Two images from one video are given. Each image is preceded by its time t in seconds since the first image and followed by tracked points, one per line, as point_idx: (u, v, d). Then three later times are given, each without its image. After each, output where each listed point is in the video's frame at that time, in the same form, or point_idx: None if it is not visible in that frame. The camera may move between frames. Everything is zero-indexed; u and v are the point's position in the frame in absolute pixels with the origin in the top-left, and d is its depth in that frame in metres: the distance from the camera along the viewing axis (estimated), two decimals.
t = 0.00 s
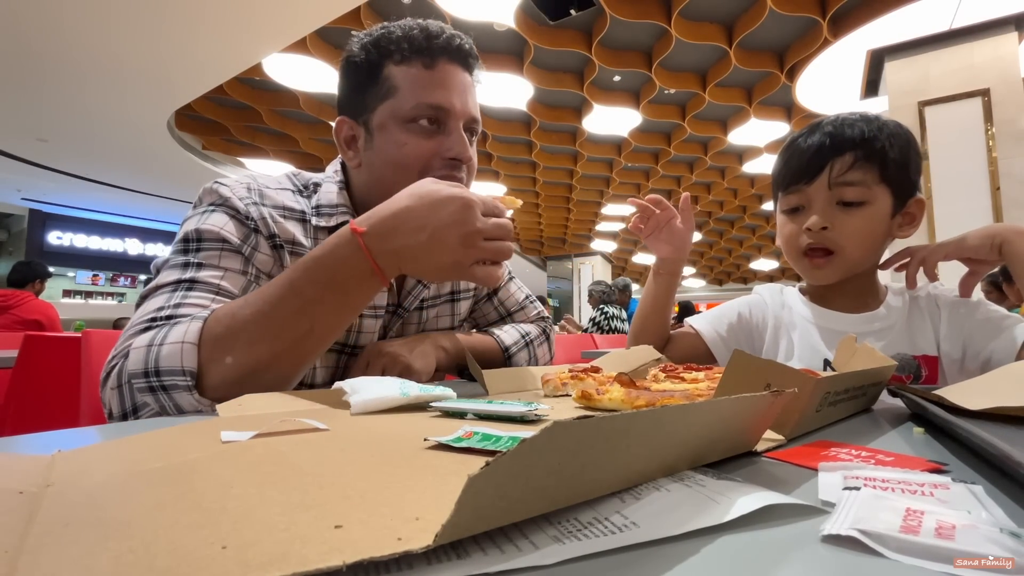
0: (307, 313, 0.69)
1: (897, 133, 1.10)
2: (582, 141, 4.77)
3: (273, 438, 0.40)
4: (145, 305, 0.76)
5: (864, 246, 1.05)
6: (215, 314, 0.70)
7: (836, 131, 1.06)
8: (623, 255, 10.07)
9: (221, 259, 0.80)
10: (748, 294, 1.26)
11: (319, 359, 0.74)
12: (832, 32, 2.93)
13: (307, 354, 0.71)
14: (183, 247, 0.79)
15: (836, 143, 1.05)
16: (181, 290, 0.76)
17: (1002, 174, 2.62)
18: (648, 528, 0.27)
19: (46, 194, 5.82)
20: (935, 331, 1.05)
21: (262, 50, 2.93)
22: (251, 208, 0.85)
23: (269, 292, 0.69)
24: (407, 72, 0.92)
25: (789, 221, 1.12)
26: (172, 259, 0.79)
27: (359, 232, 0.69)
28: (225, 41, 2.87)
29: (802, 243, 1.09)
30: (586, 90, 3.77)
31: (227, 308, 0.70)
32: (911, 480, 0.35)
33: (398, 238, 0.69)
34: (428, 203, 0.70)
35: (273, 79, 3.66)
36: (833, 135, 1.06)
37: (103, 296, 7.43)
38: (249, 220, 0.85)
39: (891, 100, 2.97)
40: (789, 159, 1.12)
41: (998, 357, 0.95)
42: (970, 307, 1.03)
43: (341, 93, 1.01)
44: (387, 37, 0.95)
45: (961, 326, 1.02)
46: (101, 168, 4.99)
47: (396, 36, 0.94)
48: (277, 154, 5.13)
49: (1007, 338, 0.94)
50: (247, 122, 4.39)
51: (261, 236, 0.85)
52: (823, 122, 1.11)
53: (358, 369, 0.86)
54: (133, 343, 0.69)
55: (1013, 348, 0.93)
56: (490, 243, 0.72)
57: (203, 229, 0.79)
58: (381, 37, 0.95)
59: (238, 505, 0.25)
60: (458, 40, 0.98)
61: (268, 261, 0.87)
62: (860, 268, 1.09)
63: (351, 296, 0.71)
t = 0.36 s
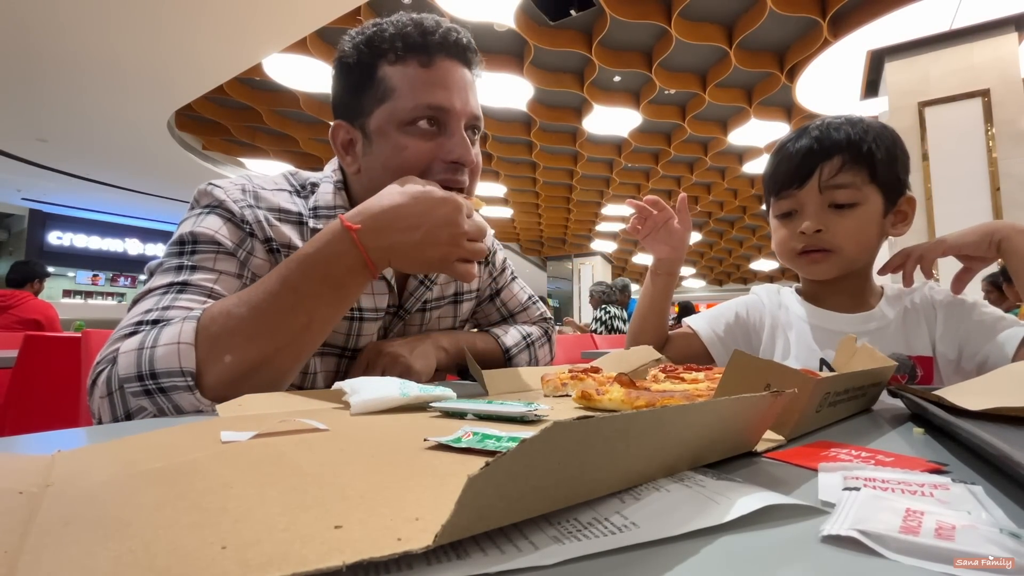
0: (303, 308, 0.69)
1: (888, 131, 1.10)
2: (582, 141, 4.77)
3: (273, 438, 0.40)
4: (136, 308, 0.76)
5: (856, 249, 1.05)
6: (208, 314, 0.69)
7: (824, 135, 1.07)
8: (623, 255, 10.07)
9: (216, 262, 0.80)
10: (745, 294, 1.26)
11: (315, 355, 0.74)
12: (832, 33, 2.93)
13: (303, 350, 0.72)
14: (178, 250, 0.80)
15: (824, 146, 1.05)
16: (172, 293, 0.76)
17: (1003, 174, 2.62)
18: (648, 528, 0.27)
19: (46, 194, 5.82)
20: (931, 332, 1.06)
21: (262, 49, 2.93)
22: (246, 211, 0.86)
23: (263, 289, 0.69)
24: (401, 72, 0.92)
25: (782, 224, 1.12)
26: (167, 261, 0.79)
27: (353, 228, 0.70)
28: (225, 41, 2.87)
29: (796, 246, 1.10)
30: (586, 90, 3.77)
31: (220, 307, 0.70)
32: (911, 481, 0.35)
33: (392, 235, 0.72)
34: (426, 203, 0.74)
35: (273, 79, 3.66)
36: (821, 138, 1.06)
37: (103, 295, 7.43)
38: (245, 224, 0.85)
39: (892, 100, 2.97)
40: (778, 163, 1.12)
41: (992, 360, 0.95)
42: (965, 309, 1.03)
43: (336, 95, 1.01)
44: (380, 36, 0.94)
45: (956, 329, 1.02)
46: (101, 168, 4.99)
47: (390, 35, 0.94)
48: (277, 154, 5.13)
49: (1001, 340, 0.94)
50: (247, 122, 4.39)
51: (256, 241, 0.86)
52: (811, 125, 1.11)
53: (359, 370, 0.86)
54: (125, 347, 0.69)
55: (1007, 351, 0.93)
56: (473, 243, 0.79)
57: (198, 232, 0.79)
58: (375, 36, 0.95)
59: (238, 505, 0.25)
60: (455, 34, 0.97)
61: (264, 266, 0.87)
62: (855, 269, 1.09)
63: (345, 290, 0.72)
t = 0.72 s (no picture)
0: (305, 313, 0.69)
1: (887, 135, 1.10)
2: (582, 142, 4.77)
3: (273, 438, 0.40)
4: (136, 306, 0.76)
5: (851, 252, 1.06)
6: (209, 314, 0.69)
7: (819, 136, 1.07)
8: (623, 255, 10.08)
9: (217, 260, 0.80)
10: (744, 295, 1.27)
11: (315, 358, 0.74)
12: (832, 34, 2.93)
13: (303, 354, 0.72)
14: (179, 248, 0.80)
15: (819, 148, 1.05)
16: (172, 290, 0.76)
17: (1003, 175, 2.62)
18: (648, 529, 0.27)
19: (45, 194, 5.82)
20: (929, 332, 1.06)
21: (262, 49, 2.93)
22: (246, 211, 0.86)
23: (265, 292, 0.69)
24: (397, 78, 0.91)
25: (779, 226, 1.12)
26: (168, 258, 0.79)
27: (360, 237, 0.71)
28: (225, 42, 2.86)
29: (793, 247, 1.10)
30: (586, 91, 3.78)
31: (221, 308, 0.70)
32: (911, 481, 0.35)
33: (400, 246, 0.72)
34: (435, 220, 0.75)
35: (273, 80, 3.66)
36: (817, 140, 1.06)
37: (103, 296, 7.42)
38: (245, 223, 0.85)
39: (892, 101, 2.97)
40: (774, 163, 1.12)
41: (991, 361, 0.95)
42: (965, 308, 1.03)
43: (334, 101, 1.01)
44: (377, 40, 0.94)
45: (955, 329, 1.03)
46: (102, 168, 4.99)
47: (387, 39, 0.93)
48: (277, 154, 5.13)
49: (999, 340, 0.94)
50: (247, 122, 4.39)
51: (256, 240, 0.86)
52: (806, 127, 1.11)
53: (359, 370, 0.86)
54: (125, 345, 0.69)
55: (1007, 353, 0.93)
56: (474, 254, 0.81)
57: (199, 231, 0.79)
58: (372, 41, 0.94)
59: (238, 506, 0.25)
60: (455, 38, 0.96)
61: (264, 265, 0.87)
62: (851, 271, 1.10)
63: (348, 296, 0.72)
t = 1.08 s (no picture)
0: (306, 313, 0.69)
1: (888, 138, 1.09)
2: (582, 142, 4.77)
3: (273, 438, 0.40)
4: (137, 305, 0.76)
5: (846, 250, 1.06)
6: (209, 314, 0.69)
7: (818, 135, 1.07)
8: (623, 255, 10.07)
9: (217, 261, 0.81)
10: (741, 295, 1.27)
11: (315, 358, 0.74)
12: (832, 34, 2.93)
13: (303, 354, 0.72)
14: (179, 249, 0.80)
15: (817, 148, 1.06)
16: (173, 290, 0.76)
17: (1003, 175, 2.62)
18: (648, 528, 0.27)
19: (46, 194, 5.82)
20: (926, 332, 1.07)
21: (262, 50, 2.93)
22: (246, 211, 0.86)
23: (265, 292, 0.69)
24: (395, 81, 0.91)
25: (775, 222, 1.14)
26: (168, 258, 0.79)
27: (360, 237, 0.70)
28: (225, 41, 2.86)
29: (787, 244, 1.10)
30: (586, 91, 3.78)
31: (222, 309, 0.70)
32: (911, 480, 0.35)
33: (399, 248, 0.72)
34: (432, 224, 0.75)
35: (273, 80, 3.67)
36: (815, 138, 1.06)
37: (103, 296, 7.42)
38: (245, 224, 0.85)
39: (892, 101, 2.97)
40: (774, 163, 1.13)
41: (989, 361, 0.96)
42: (961, 308, 1.03)
43: (333, 103, 1.01)
44: (376, 43, 0.94)
45: (951, 328, 1.03)
46: (102, 168, 4.99)
47: (386, 42, 0.93)
48: (277, 154, 5.13)
49: (997, 341, 0.95)
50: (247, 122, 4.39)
51: (256, 241, 0.86)
52: (806, 127, 1.11)
53: (359, 370, 0.86)
54: (125, 345, 0.68)
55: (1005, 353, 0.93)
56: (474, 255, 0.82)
57: (199, 231, 0.80)
58: (371, 43, 0.94)
59: (238, 505, 0.25)
60: (455, 41, 0.96)
61: (265, 265, 0.87)
62: (847, 271, 1.10)
63: (347, 297, 0.72)
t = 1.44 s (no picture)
0: (306, 313, 0.69)
1: (886, 135, 1.09)
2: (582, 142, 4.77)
3: (272, 438, 0.39)
4: (137, 305, 0.76)
5: (844, 249, 1.05)
6: (209, 314, 0.69)
7: (816, 135, 1.07)
8: (623, 255, 10.08)
9: (217, 261, 0.81)
10: (742, 294, 1.27)
11: (316, 358, 0.74)
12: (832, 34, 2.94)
13: (303, 354, 0.72)
14: (179, 249, 0.80)
15: (815, 147, 1.06)
16: (173, 290, 0.76)
17: (1003, 175, 2.61)
18: (648, 527, 0.27)
19: (46, 194, 5.83)
20: (927, 332, 1.07)
21: (262, 49, 2.93)
22: (246, 211, 0.86)
23: (266, 292, 0.70)
24: (391, 80, 0.91)
25: (774, 220, 1.14)
26: (168, 258, 0.79)
27: (361, 237, 0.71)
28: (226, 41, 2.86)
29: (784, 241, 1.11)
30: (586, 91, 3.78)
31: (222, 309, 0.70)
32: (911, 479, 0.35)
33: (400, 247, 0.72)
34: (433, 221, 0.75)
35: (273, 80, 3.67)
36: (813, 138, 1.07)
37: (103, 295, 7.42)
38: (245, 223, 0.85)
39: (892, 102, 2.96)
40: (774, 163, 1.14)
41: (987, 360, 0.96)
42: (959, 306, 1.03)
43: (330, 104, 1.01)
44: (369, 41, 0.94)
45: (950, 327, 1.03)
46: (102, 168, 5.00)
47: (379, 40, 0.93)
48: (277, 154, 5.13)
49: (993, 340, 0.95)
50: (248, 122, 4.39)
51: (256, 240, 0.86)
52: (804, 127, 1.12)
53: (359, 369, 0.86)
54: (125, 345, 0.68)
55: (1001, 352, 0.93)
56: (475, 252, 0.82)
57: (199, 231, 0.80)
58: (363, 42, 0.94)
59: (238, 505, 0.25)
60: (448, 37, 0.96)
61: (264, 265, 0.87)
62: (846, 269, 1.10)
63: (348, 296, 0.72)
